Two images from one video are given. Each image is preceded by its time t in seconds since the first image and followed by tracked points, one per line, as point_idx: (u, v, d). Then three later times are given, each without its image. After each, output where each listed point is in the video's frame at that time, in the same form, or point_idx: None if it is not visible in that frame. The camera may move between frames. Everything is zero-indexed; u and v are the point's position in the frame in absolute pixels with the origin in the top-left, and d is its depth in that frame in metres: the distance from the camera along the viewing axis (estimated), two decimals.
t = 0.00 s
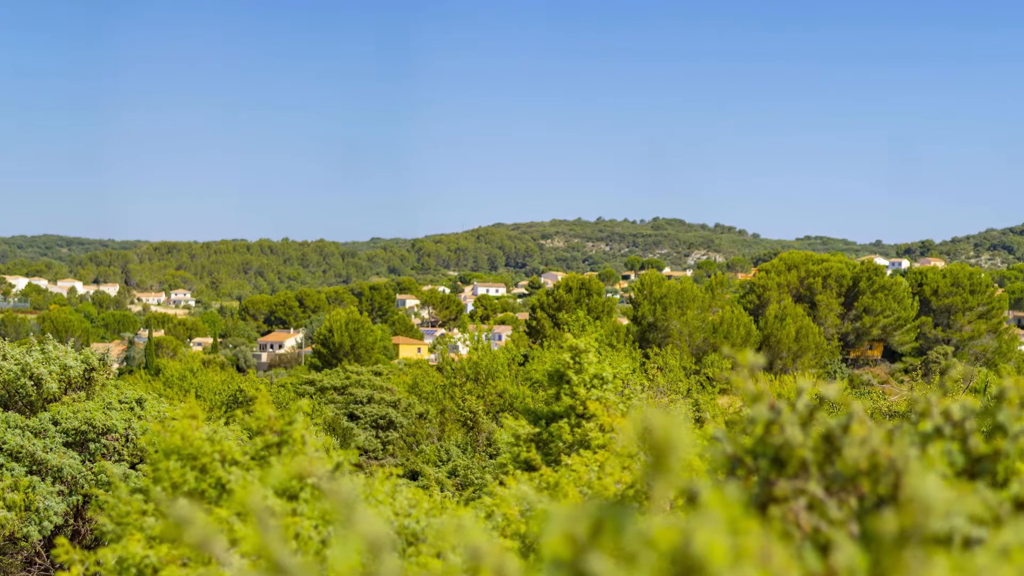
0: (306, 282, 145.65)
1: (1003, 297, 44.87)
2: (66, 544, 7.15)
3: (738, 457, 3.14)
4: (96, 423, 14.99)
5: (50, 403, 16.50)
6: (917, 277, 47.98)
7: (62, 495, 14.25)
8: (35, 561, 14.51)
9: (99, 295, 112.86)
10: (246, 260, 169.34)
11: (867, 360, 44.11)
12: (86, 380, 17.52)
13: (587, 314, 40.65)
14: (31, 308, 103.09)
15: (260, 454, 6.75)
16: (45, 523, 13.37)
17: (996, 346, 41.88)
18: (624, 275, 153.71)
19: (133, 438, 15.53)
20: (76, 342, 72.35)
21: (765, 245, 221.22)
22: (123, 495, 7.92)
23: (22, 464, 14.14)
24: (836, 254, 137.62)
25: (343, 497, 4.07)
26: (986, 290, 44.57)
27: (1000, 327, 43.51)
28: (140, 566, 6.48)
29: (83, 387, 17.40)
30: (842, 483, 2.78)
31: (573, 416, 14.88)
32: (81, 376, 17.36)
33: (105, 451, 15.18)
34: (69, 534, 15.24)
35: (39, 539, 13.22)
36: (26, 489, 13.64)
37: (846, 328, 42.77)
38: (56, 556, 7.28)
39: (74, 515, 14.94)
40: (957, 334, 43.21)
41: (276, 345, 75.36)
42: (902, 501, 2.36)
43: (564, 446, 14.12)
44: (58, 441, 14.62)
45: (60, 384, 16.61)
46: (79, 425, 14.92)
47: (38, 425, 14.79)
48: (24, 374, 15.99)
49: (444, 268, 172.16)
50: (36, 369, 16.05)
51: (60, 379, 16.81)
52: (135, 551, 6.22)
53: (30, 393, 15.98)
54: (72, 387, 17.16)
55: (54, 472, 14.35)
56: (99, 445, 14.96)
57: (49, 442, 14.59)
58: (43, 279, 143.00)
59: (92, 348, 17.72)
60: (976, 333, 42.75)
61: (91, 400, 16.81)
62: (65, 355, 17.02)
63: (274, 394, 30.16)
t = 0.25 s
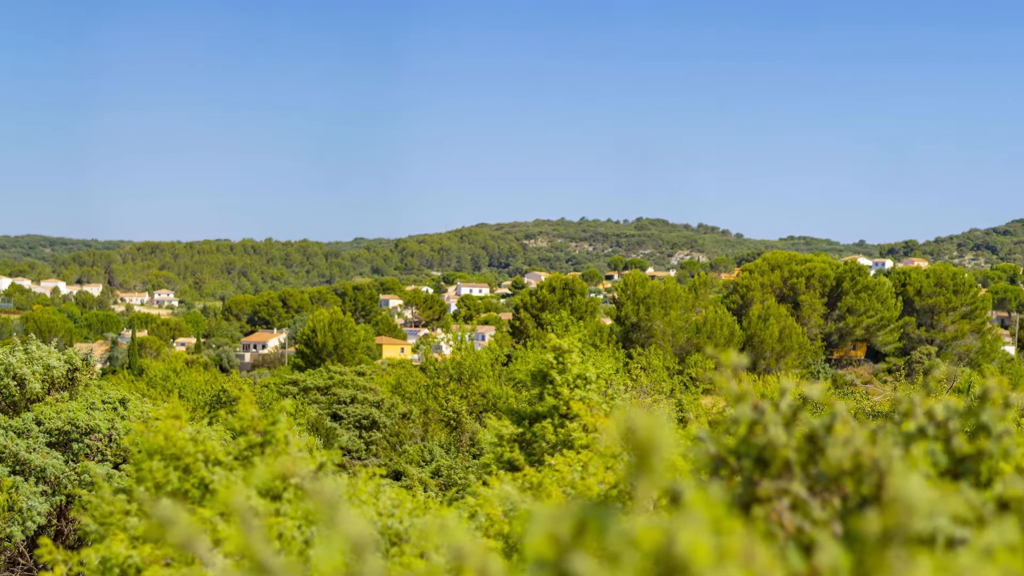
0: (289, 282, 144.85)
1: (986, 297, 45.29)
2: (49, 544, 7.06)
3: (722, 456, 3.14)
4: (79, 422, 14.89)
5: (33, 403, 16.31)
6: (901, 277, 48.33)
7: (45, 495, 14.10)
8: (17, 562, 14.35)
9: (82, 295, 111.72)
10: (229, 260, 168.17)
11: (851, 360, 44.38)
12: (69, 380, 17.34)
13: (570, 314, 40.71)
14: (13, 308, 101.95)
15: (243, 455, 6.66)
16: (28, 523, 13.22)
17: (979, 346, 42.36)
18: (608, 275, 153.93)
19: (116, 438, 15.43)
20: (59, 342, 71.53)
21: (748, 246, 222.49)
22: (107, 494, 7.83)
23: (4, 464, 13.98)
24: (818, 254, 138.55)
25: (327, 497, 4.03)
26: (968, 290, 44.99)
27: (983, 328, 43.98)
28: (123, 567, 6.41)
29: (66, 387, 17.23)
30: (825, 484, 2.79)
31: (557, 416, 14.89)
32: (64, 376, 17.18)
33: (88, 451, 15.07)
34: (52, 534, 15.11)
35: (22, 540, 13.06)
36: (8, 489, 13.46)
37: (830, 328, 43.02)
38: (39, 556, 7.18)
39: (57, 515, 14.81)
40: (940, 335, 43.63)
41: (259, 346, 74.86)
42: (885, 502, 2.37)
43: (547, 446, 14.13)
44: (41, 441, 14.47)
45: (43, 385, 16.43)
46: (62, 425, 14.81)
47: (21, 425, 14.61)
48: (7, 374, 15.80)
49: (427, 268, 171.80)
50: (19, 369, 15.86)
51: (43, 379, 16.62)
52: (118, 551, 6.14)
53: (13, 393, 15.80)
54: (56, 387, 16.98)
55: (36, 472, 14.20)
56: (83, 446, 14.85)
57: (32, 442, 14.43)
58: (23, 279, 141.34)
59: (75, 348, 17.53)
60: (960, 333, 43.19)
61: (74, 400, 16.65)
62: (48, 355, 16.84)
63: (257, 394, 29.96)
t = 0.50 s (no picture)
0: (273, 281, 143.94)
1: (969, 297, 45.61)
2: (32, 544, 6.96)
3: (705, 456, 3.14)
4: (62, 423, 14.75)
5: (15, 402, 16.12)
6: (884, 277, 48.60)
7: (27, 495, 13.94)
8: None
9: (65, 295, 110.59)
10: (213, 261, 166.96)
11: (834, 360, 44.72)
12: (52, 380, 17.15)
13: (554, 314, 40.74)
14: None
15: (226, 454, 6.56)
16: (10, 524, 13.06)
17: (962, 346, 42.74)
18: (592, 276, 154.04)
19: (99, 438, 15.31)
20: (42, 342, 70.76)
21: (731, 246, 223.46)
22: (90, 494, 7.72)
23: None
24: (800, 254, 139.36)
25: (311, 497, 4.00)
26: (951, 290, 45.32)
27: (966, 328, 44.51)
28: (106, 566, 6.32)
29: (49, 387, 17.05)
30: (809, 484, 2.80)
31: (540, 416, 14.88)
32: (47, 376, 16.98)
33: (72, 451, 14.93)
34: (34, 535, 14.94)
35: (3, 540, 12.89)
36: None
37: (813, 328, 43.42)
38: (21, 556, 7.09)
39: (40, 515, 14.65)
40: (923, 335, 43.96)
41: (242, 346, 74.32)
42: (869, 501, 2.37)
43: (530, 446, 14.11)
44: (23, 441, 14.31)
45: (26, 384, 16.25)
46: (45, 425, 14.66)
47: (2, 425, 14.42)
48: None
49: (410, 268, 171.25)
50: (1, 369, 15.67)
51: (26, 379, 16.44)
52: (101, 551, 6.06)
53: None
54: (39, 387, 16.80)
55: (18, 472, 14.02)
56: (66, 446, 14.71)
57: (14, 442, 14.26)
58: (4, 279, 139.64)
59: (58, 348, 17.35)
60: (942, 333, 43.55)
61: (57, 400, 16.48)
62: (32, 355, 16.65)
63: (240, 394, 29.75)
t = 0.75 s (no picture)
0: (257, 281, 143.06)
1: (953, 296, 45.87)
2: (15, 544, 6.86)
3: (688, 457, 3.14)
4: (45, 423, 14.65)
5: None
6: (868, 277, 48.83)
7: (10, 496, 13.81)
8: None
9: (49, 296, 109.50)
10: (196, 261, 165.74)
11: (818, 360, 44.92)
12: (34, 380, 17.00)
13: (537, 314, 40.74)
14: None
15: (209, 455, 6.47)
16: None
17: (945, 346, 43.05)
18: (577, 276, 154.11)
19: (82, 438, 15.23)
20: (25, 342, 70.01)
21: (714, 246, 224.47)
22: (73, 495, 7.62)
23: None
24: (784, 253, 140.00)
25: (293, 497, 3.95)
26: (935, 290, 45.57)
27: (950, 328, 44.87)
28: (90, 567, 6.25)
29: (32, 387, 16.90)
30: (792, 484, 2.80)
31: (523, 416, 14.87)
32: (30, 376, 16.82)
33: (55, 452, 14.82)
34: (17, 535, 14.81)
35: None
36: None
37: (797, 328, 43.76)
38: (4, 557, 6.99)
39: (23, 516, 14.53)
40: (907, 335, 44.28)
41: (225, 346, 73.73)
42: (852, 502, 2.38)
43: (513, 447, 14.09)
44: (6, 441, 14.17)
45: (8, 384, 16.11)
46: (28, 425, 14.55)
47: None
48: None
49: (394, 268, 170.69)
50: None
51: (9, 379, 16.29)
52: (84, 551, 5.99)
53: None
54: (21, 387, 16.65)
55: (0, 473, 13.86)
56: (49, 446, 14.61)
57: None
58: None
59: (41, 348, 17.21)
60: (926, 333, 43.87)
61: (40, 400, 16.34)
62: (14, 355, 16.51)
63: (223, 394, 29.55)
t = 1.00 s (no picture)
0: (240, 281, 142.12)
1: (937, 297, 46.28)
2: None
3: (673, 457, 3.15)
4: (28, 423, 14.58)
5: None
6: (851, 277, 49.21)
7: None
8: None
9: (32, 295, 108.38)
10: (180, 261, 164.47)
11: (801, 360, 45.28)
12: (17, 380, 16.85)
13: (520, 314, 40.74)
14: None
15: (193, 455, 6.39)
16: None
17: (929, 346, 43.47)
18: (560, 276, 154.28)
19: (66, 438, 15.17)
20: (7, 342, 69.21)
21: (698, 246, 225.49)
22: (56, 495, 7.52)
23: None
24: (772, 254, 140.04)
25: (276, 497, 3.92)
26: (919, 290, 46.00)
27: (933, 328, 45.32)
28: (73, 567, 6.19)
29: (15, 387, 16.75)
30: (774, 485, 2.82)
31: (506, 417, 14.87)
32: (12, 377, 16.67)
33: (38, 452, 14.76)
34: None
35: None
36: None
37: (781, 328, 44.15)
38: None
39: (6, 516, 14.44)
40: (890, 335, 44.71)
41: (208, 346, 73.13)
42: (834, 502, 2.39)
43: (496, 447, 14.09)
44: None
45: None
46: (10, 425, 14.49)
47: None
48: None
49: (377, 268, 170.07)
50: None
51: None
52: (67, 551, 5.92)
53: None
54: (4, 387, 16.51)
55: None
56: (32, 446, 14.55)
57: None
58: None
59: (24, 348, 17.10)
60: (910, 333, 44.29)
61: (23, 400, 16.21)
62: None
63: (207, 394, 29.35)
